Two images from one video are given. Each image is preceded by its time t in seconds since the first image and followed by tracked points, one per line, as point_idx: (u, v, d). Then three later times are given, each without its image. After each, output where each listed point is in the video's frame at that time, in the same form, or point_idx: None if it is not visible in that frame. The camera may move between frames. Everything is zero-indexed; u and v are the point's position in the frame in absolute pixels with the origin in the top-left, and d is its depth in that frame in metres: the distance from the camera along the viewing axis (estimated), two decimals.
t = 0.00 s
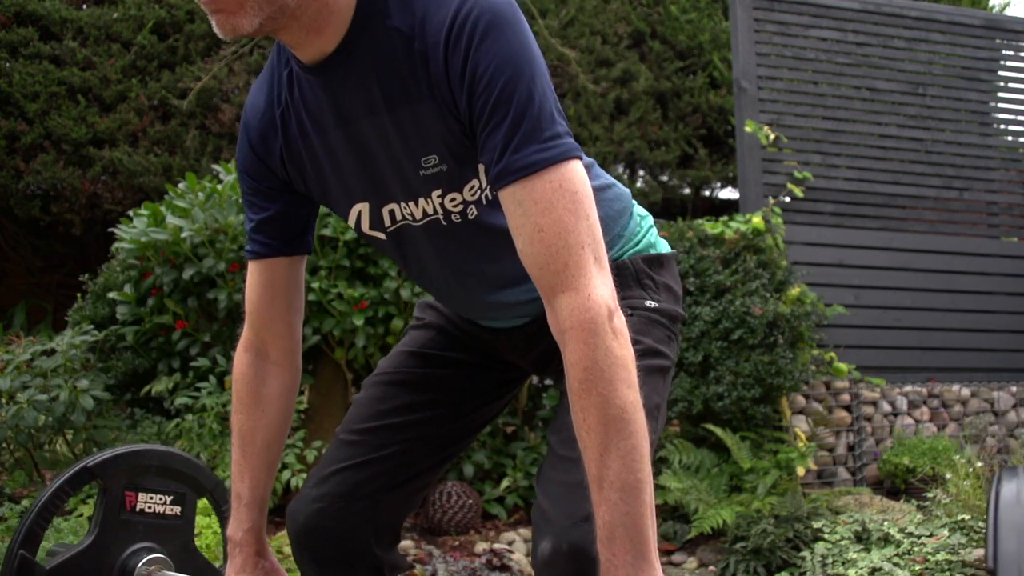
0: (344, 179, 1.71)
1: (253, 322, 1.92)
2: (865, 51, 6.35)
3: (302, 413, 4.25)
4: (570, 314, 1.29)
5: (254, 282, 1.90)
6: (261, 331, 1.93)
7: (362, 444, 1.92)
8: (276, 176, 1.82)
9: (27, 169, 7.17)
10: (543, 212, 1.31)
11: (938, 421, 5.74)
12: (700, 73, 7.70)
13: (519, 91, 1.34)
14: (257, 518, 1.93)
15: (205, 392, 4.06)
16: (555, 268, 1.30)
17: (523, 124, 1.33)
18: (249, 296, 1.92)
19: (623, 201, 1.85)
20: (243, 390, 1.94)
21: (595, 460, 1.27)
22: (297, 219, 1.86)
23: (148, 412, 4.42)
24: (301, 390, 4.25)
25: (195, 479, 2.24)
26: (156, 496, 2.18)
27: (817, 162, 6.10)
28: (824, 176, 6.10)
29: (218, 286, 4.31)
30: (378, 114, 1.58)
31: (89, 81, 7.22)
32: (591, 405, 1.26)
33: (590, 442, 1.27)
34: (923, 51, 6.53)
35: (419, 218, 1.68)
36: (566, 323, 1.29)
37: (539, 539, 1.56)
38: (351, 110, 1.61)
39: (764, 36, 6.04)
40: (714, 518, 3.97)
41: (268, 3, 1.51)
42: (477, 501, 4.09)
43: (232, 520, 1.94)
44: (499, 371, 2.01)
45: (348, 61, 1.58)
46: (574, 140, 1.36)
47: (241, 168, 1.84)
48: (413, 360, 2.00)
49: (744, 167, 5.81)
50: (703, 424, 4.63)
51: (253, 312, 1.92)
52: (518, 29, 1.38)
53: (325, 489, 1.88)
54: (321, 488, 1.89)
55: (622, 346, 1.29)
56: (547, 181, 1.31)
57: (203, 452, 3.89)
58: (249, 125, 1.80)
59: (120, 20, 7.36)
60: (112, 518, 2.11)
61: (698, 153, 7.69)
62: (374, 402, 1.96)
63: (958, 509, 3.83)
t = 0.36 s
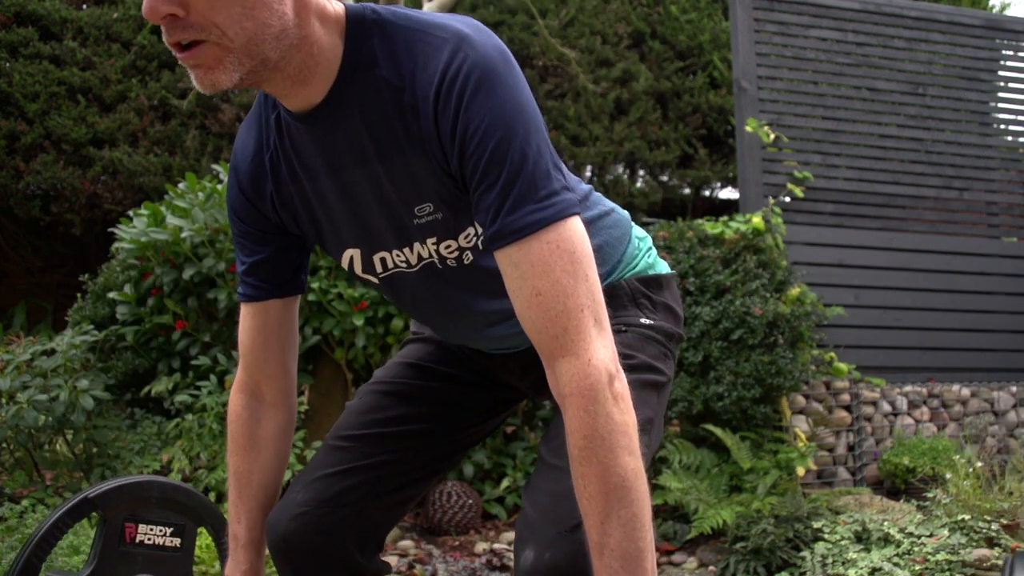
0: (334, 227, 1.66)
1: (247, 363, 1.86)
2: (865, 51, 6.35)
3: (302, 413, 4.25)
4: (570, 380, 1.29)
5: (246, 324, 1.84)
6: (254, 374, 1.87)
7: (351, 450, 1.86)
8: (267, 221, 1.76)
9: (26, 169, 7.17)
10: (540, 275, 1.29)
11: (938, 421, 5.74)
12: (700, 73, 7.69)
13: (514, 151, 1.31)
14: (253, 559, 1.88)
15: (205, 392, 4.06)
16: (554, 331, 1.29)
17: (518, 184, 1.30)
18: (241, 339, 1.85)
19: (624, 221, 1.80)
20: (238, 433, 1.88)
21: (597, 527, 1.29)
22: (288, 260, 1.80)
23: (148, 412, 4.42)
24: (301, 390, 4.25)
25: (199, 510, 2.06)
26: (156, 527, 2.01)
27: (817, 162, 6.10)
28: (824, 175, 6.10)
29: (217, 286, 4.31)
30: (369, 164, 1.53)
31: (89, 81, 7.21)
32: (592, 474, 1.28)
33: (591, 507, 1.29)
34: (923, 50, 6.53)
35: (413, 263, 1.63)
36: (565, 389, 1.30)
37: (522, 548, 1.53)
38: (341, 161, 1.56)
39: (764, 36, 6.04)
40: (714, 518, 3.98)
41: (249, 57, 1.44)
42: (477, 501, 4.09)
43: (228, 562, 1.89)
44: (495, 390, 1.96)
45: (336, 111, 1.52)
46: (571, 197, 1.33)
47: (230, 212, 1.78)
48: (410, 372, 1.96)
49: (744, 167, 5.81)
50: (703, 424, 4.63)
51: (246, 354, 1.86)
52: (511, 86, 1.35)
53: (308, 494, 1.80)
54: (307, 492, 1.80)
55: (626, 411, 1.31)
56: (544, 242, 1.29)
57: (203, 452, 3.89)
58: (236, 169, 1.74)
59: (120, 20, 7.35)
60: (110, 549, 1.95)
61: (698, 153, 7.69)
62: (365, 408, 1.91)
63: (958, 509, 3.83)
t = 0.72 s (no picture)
0: (328, 268, 1.63)
1: (242, 400, 1.84)
2: (865, 51, 6.35)
3: (301, 413, 4.25)
4: (569, 440, 1.28)
5: (240, 363, 1.81)
6: (250, 412, 1.85)
7: (345, 462, 1.82)
8: (263, 258, 1.73)
9: (27, 169, 7.17)
10: (536, 332, 1.27)
11: (937, 421, 5.74)
12: (700, 73, 7.68)
13: (507, 207, 1.28)
14: None
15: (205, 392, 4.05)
16: (552, 390, 1.28)
17: (512, 241, 1.27)
18: (236, 378, 1.83)
19: (623, 243, 1.77)
20: (233, 467, 1.88)
21: None
22: (282, 297, 1.77)
23: (148, 411, 4.42)
24: (301, 390, 4.26)
25: (195, 538, 2.01)
26: (153, 556, 1.95)
27: (817, 162, 6.10)
28: (824, 176, 6.10)
29: (218, 286, 4.31)
30: (361, 211, 1.50)
31: (89, 81, 7.20)
32: (591, 535, 1.28)
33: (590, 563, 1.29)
34: (923, 50, 6.53)
35: (407, 305, 1.60)
36: (565, 448, 1.29)
37: (505, 561, 1.47)
38: (332, 206, 1.53)
39: (764, 36, 6.04)
40: (714, 518, 3.97)
41: (234, 107, 1.40)
42: (477, 501, 4.09)
43: None
44: (494, 413, 1.92)
45: (327, 157, 1.49)
46: (566, 249, 1.30)
47: (224, 249, 1.74)
48: (408, 388, 1.92)
49: (744, 167, 5.81)
50: (703, 424, 4.63)
51: (241, 394, 1.84)
52: (504, 138, 1.32)
53: (297, 504, 1.77)
54: (297, 502, 1.77)
55: (627, 470, 1.30)
56: (539, 299, 1.27)
57: (203, 452, 3.89)
58: (227, 209, 1.71)
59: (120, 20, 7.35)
60: None
61: (698, 153, 7.70)
62: (361, 422, 1.87)
63: (959, 509, 3.84)
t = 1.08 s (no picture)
0: (321, 302, 1.64)
1: (236, 430, 1.86)
2: (865, 51, 6.35)
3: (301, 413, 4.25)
4: (571, 485, 1.29)
5: (235, 394, 1.82)
6: (244, 442, 1.87)
7: (334, 476, 1.81)
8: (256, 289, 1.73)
9: (27, 169, 7.17)
10: (533, 377, 1.27)
11: (938, 421, 5.74)
12: (700, 73, 7.67)
13: (504, 250, 1.27)
14: None
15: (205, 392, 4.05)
16: (553, 435, 1.28)
17: (508, 283, 1.27)
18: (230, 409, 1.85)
19: (620, 270, 1.78)
20: (227, 496, 1.90)
21: None
22: (276, 329, 1.77)
23: (148, 411, 4.42)
24: (301, 390, 4.25)
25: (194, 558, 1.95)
26: None
27: (817, 162, 6.09)
28: (824, 175, 6.10)
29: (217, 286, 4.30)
30: (356, 247, 1.50)
31: (89, 81, 7.21)
32: None
33: None
34: (923, 50, 6.53)
35: (401, 340, 1.62)
36: (567, 494, 1.29)
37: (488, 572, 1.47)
38: (326, 242, 1.53)
39: (764, 36, 6.04)
40: (714, 518, 3.97)
41: (224, 145, 1.41)
42: (477, 502, 4.09)
43: None
44: (488, 437, 1.92)
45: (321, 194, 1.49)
46: (566, 289, 1.30)
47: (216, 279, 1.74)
48: (402, 407, 1.92)
49: (744, 167, 5.81)
50: (703, 424, 4.63)
51: (235, 423, 1.85)
52: (500, 180, 1.31)
53: (281, 515, 1.77)
54: (282, 513, 1.77)
55: (628, 514, 1.31)
56: (538, 343, 1.27)
57: (202, 452, 3.89)
58: (220, 240, 1.70)
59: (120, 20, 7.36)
60: None
61: (698, 153, 7.69)
62: (355, 438, 1.87)
63: (959, 509, 3.84)
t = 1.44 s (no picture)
0: (317, 321, 1.65)
1: (233, 449, 1.87)
2: (865, 51, 6.35)
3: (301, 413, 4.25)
4: (567, 509, 1.32)
5: (233, 412, 1.84)
6: (240, 461, 1.88)
7: (325, 481, 1.83)
8: (253, 308, 1.74)
9: (27, 169, 7.17)
10: (528, 401, 1.29)
11: (938, 421, 5.74)
12: (700, 73, 7.68)
13: (498, 274, 1.28)
14: None
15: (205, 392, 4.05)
16: (548, 458, 1.30)
17: (502, 308, 1.28)
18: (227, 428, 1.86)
19: (618, 289, 1.78)
20: (225, 514, 1.91)
21: None
22: (274, 347, 1.80)
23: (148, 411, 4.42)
24: (301, 390, 4.25)
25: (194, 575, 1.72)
26: None
27: (817, 162, 6.09)
28: (824, 175, 6.10)
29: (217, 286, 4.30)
30: (352, 268, 1.51)
31: (89, 82, 7.22)
32: None
33: None
34: (923, 50, 6.53)
35: (397, 361, 1.63)
36: (564, 518, 1.32)
37: None
38: (322, 263, 1.54)
39: (764, 36, 6.04)
40: (714, 518, 3.97)
41: (219, 167, 1.42)
42: (477, 502, 4.09)
43: None
44: (482, 455, 1.92)
45: (316, 216, 1.50)
46: (561, 312, 1.31)
47: (213, 298, 1.75)
48: (398, 420, 1.93)
49: (744, 167, 5.81)
50: (703, 424, 4.63)
51: (233, 443, 1.87)
52: (495, 204, 1.32)
53: (268, 518, 1.78)
54: (270, 517, 1.79)
55: (625, 536, 1.34)
56: (534, 369, 1.28)
57: (202, 452, 3.88)
58: (217, 258, 1.71)
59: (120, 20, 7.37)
60: None
61: (698, 154, 7.70)
62: (350, 447, 1.88)
63: (959, 509, 3.84)
